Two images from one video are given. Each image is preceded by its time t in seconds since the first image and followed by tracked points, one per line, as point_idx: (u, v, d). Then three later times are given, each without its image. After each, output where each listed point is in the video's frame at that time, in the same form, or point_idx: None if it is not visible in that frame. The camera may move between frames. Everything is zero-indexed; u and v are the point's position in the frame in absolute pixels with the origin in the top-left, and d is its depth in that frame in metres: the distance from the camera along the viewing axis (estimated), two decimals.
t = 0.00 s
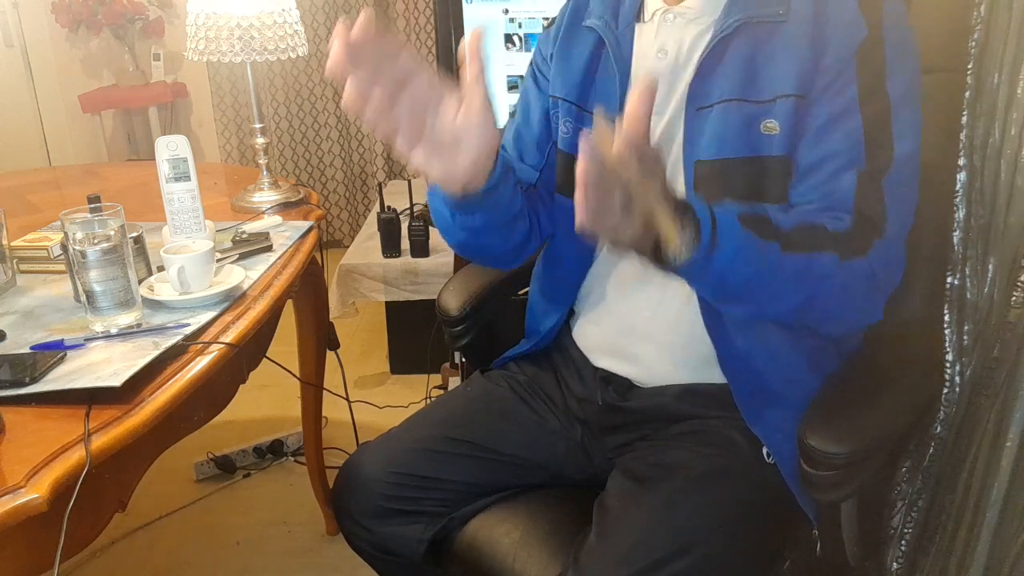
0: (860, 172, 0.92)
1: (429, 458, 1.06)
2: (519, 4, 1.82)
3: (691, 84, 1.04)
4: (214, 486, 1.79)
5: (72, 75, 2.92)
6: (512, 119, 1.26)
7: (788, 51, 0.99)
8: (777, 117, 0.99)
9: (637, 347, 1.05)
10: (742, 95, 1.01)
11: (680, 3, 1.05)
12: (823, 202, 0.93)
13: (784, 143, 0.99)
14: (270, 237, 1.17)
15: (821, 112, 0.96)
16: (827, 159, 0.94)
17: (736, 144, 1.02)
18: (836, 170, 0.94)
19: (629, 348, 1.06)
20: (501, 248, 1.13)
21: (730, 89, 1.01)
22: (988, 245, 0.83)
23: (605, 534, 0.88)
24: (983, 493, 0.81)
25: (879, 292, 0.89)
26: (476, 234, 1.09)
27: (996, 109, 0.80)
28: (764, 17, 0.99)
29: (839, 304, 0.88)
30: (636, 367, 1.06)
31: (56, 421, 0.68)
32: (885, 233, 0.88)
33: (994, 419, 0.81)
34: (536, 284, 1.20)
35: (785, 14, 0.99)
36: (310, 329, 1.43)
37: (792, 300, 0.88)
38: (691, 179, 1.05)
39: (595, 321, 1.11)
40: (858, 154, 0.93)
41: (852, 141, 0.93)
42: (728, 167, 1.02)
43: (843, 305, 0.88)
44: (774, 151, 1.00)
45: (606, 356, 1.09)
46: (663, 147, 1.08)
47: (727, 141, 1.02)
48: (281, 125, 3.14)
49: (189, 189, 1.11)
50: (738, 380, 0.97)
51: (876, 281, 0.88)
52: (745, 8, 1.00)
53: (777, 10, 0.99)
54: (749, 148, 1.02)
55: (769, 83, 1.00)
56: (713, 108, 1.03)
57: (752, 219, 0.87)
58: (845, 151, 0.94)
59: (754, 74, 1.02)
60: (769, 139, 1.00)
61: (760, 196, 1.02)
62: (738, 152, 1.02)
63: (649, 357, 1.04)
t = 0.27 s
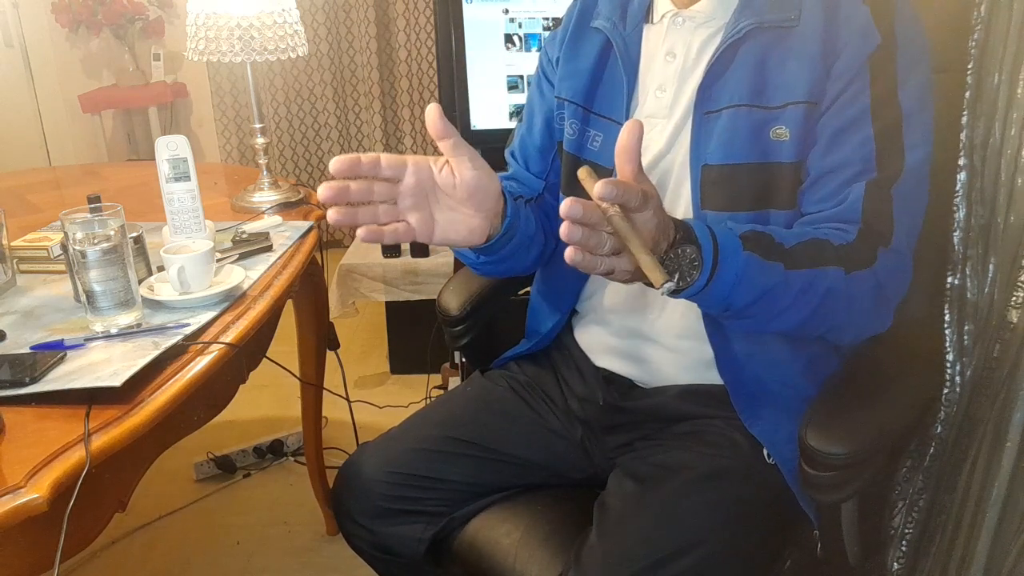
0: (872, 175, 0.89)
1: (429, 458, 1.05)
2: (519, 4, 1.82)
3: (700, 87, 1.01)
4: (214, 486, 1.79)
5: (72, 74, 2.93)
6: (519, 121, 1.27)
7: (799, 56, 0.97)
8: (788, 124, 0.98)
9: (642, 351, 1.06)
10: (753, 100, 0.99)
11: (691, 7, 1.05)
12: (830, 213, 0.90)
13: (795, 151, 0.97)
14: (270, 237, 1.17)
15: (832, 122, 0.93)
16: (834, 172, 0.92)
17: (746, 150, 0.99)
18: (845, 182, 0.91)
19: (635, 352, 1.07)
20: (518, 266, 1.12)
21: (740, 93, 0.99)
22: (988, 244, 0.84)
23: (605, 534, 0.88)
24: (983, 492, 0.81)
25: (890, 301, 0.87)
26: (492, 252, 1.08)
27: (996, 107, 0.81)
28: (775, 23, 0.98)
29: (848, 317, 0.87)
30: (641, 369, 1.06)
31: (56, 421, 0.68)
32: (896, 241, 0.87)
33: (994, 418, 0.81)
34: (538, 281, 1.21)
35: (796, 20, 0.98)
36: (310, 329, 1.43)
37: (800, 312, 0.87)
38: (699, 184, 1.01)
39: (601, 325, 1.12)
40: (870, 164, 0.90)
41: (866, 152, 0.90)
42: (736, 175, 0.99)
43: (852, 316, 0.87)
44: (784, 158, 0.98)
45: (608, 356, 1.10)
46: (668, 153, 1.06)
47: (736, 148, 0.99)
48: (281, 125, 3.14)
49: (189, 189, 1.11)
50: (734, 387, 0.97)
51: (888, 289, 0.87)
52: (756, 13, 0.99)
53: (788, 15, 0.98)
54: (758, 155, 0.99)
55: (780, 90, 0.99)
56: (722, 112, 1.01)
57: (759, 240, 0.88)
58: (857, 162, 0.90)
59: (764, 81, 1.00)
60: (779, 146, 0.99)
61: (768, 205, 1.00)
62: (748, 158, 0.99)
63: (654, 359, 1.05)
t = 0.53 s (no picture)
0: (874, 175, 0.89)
1: (429, 458, 1.05)
2: (519, 4, 1.82)
3: (701, 86, 1.01)
4: (214, 486, 1.79)
5: (72, 75, 2.93)
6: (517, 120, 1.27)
7: (800, 55, 0.97)
8: (789, 122, 0.97)
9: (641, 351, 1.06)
10: (754, 99, 0.99)
11: (691, 6, 1.05)
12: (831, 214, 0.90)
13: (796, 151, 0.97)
14: (271, 237, 1.17)
15: (835, 122, 0.93)
16: (838, 171, 0.92)
17: (747, 149, 0.99)
18: (850, 180, 0.91)
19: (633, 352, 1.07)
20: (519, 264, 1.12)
21: (741, 92, 0.99)
22: (988, 244, 0.84)
23: (605, 534, 0.88)
24: (983, 493, 0.81)
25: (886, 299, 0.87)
26: (494, 250, 1.07)
27: (996, 107, 0.81)
28: (776, 22, 0.98)
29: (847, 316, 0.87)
30: (640, 368, 1.06)
31: (56, 421, 0.68)
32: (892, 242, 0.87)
33: (994, 419, 0.81)
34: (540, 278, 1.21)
35: (796, 19, 0.98)
36: (310, 329, 1.43)
37: (803, 314, 0.87)
38: (699, 183, 1.01)
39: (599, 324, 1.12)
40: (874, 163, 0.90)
41: (869, 151, 0.90)
42: (737, 174, 0.99)
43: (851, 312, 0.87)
44: (785, 157, 0.98)
45: (607, 357, 1.09)
46: (667, 152, 1.05)
47: (737, 148, 0.99)
48: (281, 125, 3.14)
49: (189, 189, 1.11)
50: (737, 388, 0.97)
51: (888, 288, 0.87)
52: (756, 13, 0.99)
53: (788, 15, 0.98)
54: (759, 154, 0.99)
55: (780, 89, 0.99)
56: (723, 112, 1.00)
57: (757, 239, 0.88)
58: (861, 162, 0.90)
59: (764, 80, 1.00)
60: (780, 145, 0.98)
61: (768, 204, 1.00)
62: (748, 156, 0.99)
63: (652, 360, 1.05)
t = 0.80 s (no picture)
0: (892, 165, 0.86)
1: (429, 458, 1.05)
2: (519, 4, 1.81)
3: (700, 82, 1.00)
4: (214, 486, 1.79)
5: (72, 75, 2.93)
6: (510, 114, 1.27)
7: (799, 50, 0.95)
8: (791, 117, 0.96)
9: (637, 347, 1.05)
10: (753, 95, 0.98)
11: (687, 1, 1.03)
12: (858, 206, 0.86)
13: (798, 145, 0.95)
14: (270, 237, 1.17)
15: (843, 118, 0.90)
16: (852, 167, 0.89)
17: (747, 145, 0.98)
18: (867, 173, 0.88)
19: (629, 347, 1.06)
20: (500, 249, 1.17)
21: (740, 87, 0.98)
22: (988, 244, 0.84)
23: (605, 534, 0.88)
24: (983, 493, 0.81)
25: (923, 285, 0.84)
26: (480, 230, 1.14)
27: (996, 107, 0.82)
28: (773, 16, 0.97)
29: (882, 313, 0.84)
30: (638, 366, 1.05)
31: (56, 421, 0.68)
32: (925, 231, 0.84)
33: (994, 419, 0.81)
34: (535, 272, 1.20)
35: (794, 13, 0.96)
36: (310, 329, 1.43)
37: (847, 313, 0.83)
38: (699, 179, 1.01)
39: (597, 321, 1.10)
40: (889, 155, 0.86)
41: (883, 143, 0.87)
42: (738, 170, 0.98)
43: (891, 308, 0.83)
44: (786, 152, 0.96)
45: (605, 355, 1.09)
46: (663, 148, 1.04)
47: (738, 143, 0.98)
48: (281, 125, 3.14)
49: (189, 189, 1.11)
50: (739, 386, 0.97)
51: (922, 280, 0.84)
52: (753, 7, 0.97)
53: (786, 8, 0.96)
54: (760, 149, 0.98)
55: (781, 84, 0.97)
56: (723, 108, 0.99)
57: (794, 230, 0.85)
58: (874, 155, 0.87)
59: (764, 76, 0.99)
60: (781, 140, 0.97)
61: (771, 199, 0.98)
62: (749, 151, 0.98)
63: (649, 356, 1.04)
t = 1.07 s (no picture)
0: (891, 164, 0.87)
1: (429, 458, 1.05)
2: (519, 4, 1.81)
3: (698, 82, 0.99)
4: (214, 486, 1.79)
5: (72, 75, 2.93)
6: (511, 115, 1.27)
7: (797, 50, 0.95)
8: (790, 115, 0.96)
9: (639, 347, 1.05)
10: (751, 93, 0.98)
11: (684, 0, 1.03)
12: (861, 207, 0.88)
13: (797, 142, 0.95)
14: (271, 237, 1.17)
15: (841, 117, 0.91)
16: (852, 166, 0.90)
17: (746, 144, 0.98)
18: (866, 173, 0.89)
19: (630, 347, 1.06)
20: (505, 243, 1.15)
21: (739, 86, 0.98)
22: (988, 244, 0.84)
23: (605, 534, 0.88)
24: (983, 493, 0.81)
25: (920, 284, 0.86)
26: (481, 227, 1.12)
27: (996, 108, 0.82)
28: (770, 14, 0.97)
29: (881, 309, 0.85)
30: (639, 367, 1.05)
31: (56, 421, 0.68)
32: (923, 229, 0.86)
33: (994, 419, 0.81)
34: (536, 271, 1.19)
35: (791, 11, 0.96)
36: (310, 329, 1.43)
37: (846, 313, 0.85)
38: (698, 178, 1.00)
39: (598, 320, 1.10)
40: (888, 154, 0.88)
41: (881, 143, 0.88)
42: (738, 168, 0.98)
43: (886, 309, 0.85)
44: (785, 150, 0.96)
45: (605, 355, 1.09)
46: (661, 148, 1.04)
47: (737, 142, 0.98)
48: (281, 125, 3.14)
49: (189, 189, 1.11)
50: (744, 387, 0.97)
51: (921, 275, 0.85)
52: (750, 6, 0.97)
53: (782, 7, 0.96)
54: (759, 148, 0.98)
55: (779, 82, 0.97)
56: (721, 107, 0.99)
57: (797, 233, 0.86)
58: (873, 154, 0.88)
59: (762, 74, 0.99)
60: (780, 138, 0.96)
61: (771, 197, 0.98)
62: (748, 150, 0.98)
63: (650, 356, 1.04)
